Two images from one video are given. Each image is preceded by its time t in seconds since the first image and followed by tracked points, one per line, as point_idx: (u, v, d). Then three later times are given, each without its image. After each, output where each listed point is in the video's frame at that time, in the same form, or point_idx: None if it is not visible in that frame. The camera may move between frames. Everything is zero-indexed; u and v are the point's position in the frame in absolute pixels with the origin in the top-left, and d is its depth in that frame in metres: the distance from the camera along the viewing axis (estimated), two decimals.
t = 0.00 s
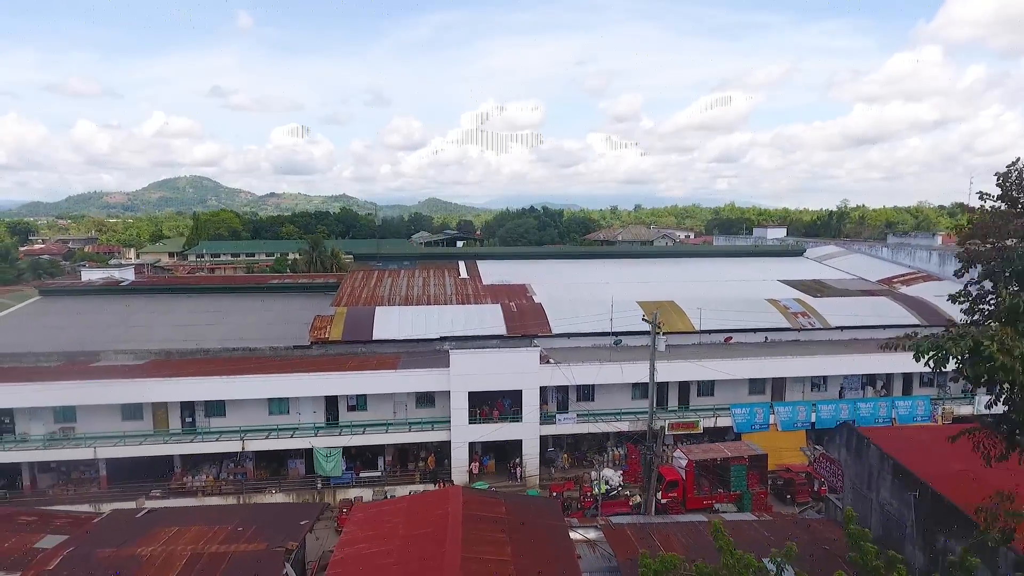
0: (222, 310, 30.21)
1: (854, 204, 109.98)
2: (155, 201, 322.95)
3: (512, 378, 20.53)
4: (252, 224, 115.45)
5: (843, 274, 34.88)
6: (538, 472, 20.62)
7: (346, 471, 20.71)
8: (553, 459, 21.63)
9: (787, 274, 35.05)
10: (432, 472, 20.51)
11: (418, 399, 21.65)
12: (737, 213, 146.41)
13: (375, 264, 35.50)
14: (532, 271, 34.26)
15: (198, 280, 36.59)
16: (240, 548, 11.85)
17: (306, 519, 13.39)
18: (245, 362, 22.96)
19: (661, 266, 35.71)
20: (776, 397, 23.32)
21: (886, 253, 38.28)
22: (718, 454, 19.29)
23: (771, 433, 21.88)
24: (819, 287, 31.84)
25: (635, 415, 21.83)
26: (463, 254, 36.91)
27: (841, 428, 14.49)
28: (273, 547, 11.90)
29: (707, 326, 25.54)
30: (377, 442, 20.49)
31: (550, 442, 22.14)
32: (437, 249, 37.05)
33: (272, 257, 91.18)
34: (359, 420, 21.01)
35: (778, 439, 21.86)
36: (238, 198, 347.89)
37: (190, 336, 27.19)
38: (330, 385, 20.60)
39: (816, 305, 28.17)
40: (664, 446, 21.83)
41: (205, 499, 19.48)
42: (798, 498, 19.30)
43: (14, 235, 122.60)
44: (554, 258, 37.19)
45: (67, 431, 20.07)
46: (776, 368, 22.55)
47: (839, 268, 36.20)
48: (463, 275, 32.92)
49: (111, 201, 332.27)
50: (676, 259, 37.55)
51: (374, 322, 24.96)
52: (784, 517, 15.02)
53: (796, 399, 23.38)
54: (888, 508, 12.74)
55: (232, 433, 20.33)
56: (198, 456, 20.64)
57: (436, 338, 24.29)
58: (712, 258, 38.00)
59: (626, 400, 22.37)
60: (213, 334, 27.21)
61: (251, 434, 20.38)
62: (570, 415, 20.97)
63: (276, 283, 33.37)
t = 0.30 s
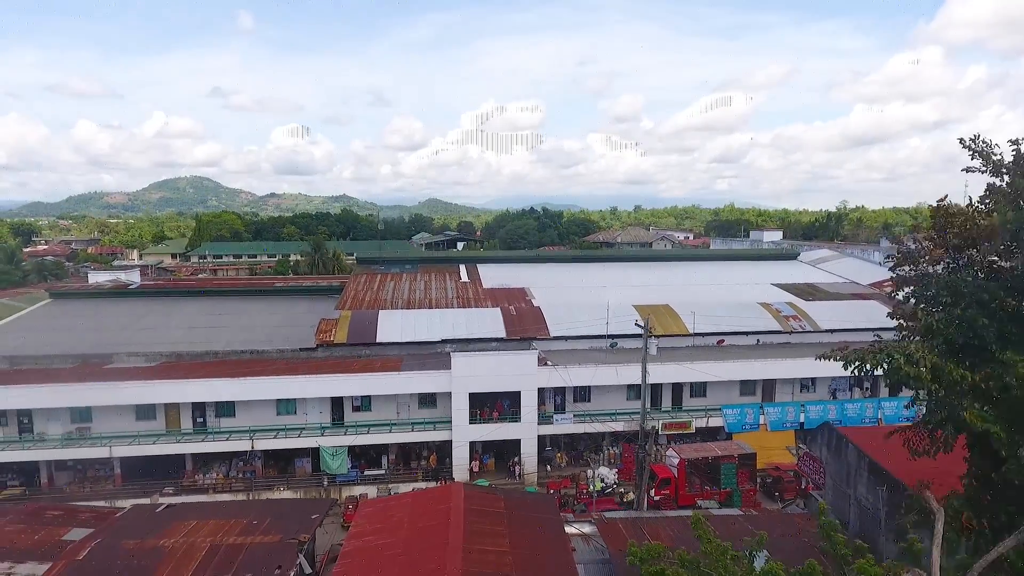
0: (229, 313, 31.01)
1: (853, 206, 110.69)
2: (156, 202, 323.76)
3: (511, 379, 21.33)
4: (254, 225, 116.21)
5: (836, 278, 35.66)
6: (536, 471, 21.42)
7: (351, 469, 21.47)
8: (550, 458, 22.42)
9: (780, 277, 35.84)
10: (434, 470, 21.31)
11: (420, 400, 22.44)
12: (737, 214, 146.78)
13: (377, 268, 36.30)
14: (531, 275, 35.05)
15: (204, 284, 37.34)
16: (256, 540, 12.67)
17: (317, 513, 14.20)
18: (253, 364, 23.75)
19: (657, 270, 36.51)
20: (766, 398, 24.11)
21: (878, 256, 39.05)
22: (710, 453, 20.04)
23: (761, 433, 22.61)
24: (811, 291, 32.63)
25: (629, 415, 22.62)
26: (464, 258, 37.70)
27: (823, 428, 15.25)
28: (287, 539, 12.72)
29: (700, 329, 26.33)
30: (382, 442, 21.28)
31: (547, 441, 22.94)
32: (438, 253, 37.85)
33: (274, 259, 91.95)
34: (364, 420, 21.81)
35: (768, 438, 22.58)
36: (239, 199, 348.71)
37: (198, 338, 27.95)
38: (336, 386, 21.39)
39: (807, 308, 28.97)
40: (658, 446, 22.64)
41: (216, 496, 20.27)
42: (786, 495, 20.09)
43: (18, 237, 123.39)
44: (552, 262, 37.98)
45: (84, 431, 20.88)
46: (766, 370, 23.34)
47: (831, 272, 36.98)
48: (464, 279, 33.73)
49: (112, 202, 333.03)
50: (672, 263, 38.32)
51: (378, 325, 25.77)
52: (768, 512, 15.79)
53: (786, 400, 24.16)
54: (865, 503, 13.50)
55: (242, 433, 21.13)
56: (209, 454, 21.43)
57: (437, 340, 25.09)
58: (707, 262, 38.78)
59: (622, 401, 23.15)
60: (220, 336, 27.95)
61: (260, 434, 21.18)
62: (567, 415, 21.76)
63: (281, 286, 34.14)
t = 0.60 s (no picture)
0: (235, 316, 31.83)
1: (850, 207, 111.40)
2: (157, 203, 324.54)
3: (510, 382, 22.12)
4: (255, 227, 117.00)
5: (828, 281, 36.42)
6: (534, 469, 22.24)
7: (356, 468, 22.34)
8: (548, 457, 23.22)
9: (774, 281, 36.62)
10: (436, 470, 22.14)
11: (422, 402, 23.22)
12: (736, 215, 147.53)
13: (379, 272, 37.11)
14: (529, 278, 35.85)
15: (209, 287, 38.13)
16: (270, 534, 13.49)
17: (326, 509, 15.01)
18: (261, 367, 24.55)
19: (653, 274, 37.30)
20: (757, 399, 24.89)
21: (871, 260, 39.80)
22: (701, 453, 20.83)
23: (751, 433, 23.40)
24: (804, 294, 33.41)
25: (624, 416, 23.41)
26: (465, 262, 38.50)
27: (806, 429, 16.06)
28: (299, 533, 13.55)
29: (694, 332, 27.12)
30: (385, 442, 22.09)
31: (545, 441, 23.72)
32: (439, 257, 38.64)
33: (276, 261, 92.74)
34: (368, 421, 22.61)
35: (758, 439, 23.35)
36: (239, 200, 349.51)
37: (206, 340, 28.76)
38: (341, 388, 22.17)
39: (798, 311, 29.74)
40: (652, 446, 23.43)
41: (226, 494, 21.09)
42: (774, 493, 20.86)
43: (21, 239, 124.20)
44: (551, 266, 38.78)
45: (99, 432, 21.70)
46: (757, 372, 24.11)
47: (824, 275, 37.76)
48: (464, 282, 34.53)
49: (113, 203, 333.84)
50: (668, 266, 39.10)
51: (380, 328, 26.56)
52: (754, 509, 16.54)
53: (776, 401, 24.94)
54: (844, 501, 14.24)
55: (250, 434, 21.92)
56: (219, 454, 22.25)
57: (439, 344, 25.90)
58: (703, 265, 39.57)
59: (617, 402, 23.94)
60: (228, 339, 28.72)
61: (267, 434, 21.97)
62: (564, 416, 22.57)
63: (286, 290, 34.95)
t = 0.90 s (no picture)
0: (242, 320, 32.65)
1: (848, 209, 112.14)
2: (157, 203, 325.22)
3: (509, 384, 22.94)
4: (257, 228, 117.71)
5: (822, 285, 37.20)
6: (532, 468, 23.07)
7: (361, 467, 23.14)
8: (546, 456, 24.04)
9: (768, 285, 37.40)
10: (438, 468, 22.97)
11: (425, 403, 24.03)
12: (734, 217, 148.08)
13: (382, 275, 37.92)
14: (529, 282, 36.64)
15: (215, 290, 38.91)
16: (283, 528, 14.32)
17: (334, 505, 15.85)
18: (268, 369, 25.36)
19: (650, 277, 38.08)
20: (748, 400, 25.70)
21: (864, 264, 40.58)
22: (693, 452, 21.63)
23: (742, 433, 24.11)
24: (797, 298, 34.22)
25: (620, 417, 24.23)
26: (465, 265, 39.29)
27: (791, 429, 16.85)
28: (310, 528, 14.37)
29: (688, 335, 27.93)
30: (389, 442, 22.91)
31: (544, 441, 24.54)
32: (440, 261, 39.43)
33: (278, 262, 93.49)
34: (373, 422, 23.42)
35: (748, 439, 24.04)
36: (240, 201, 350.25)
37: (214, 343, 29.57)
38: (346, 390, 22.98)
39: (791, 315, 30.54)
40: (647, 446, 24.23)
41: (236, 492, 21.91)
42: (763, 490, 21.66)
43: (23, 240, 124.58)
44: (550, 269, 39.57)
45: (113, 432, 22.52)
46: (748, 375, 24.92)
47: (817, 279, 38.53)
48: (465, 286, 35.33)
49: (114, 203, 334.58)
50: (665, 270, 39.89)
51: (384, 332, 27.37)
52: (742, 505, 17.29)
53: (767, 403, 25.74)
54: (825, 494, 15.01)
55: (259, 434, 22.74)
56: (229, 453, 23.07)
57: (441, 347, 26.72)
58: (699, 268, 40.36)
59: (613, 403, 24.75)
60: (235, 341, 29.53)
61: (276, 435, 22.78)
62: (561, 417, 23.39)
63: (291, 293, 35.75)
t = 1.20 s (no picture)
0: (249, 322, 33.49)
1: (846, 210, 112.84)
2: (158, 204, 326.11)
3: (509, 386, 23.77)
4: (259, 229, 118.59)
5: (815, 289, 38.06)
6: (531, 467, 23.92)
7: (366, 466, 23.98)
8: (545, 456, 24.87)
9: (763, 288, 38.21)
10: (441, 467, 23.85)
11: (427, 404, 24.86)
12: (733, 217, 148.84)
13: (385, 278, 38.76)
14: (528, 285, 37.49)
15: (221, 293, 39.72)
16: (295, 523, 15.15)
17: (343, 502, 16.68)
18: (276, 371, 26.20)
19: (647, 280, 38.92)
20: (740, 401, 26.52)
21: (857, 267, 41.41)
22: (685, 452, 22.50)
23: (734, 434, 24.82)
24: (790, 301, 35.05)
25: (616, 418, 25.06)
26: (466, 268, 40.11)
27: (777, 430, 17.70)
28: (320, 522, 15.20)
29: (683, 338, 28.74)
30: (393, 442, 23.75)
31: (542, 441, 25.37)
32: (441, 264, 40.27)
33: (280, 263, 94.32)
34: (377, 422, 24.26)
35: (740, 439, 24.73)
36: (240, 202, 351.26)
37: (221, 345, 30.39)
38: (352, 392, 23.81)
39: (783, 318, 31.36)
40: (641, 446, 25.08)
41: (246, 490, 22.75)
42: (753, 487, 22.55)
43: (26, 241, 125.55)
44: (548, 272, 40.40)
45: (127, 432, 23.36)
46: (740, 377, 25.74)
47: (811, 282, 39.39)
48: (465, 289, 36.18)
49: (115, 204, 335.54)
50: (662, 273, 40.70)
51: (387, 335, 28.19)
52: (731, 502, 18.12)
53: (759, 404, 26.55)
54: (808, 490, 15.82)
55: (267, 434, 23.56)
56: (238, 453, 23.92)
57: (442, 349, 27.55)
58: (695, 272, 41.19)
59: (609, 404, 25.57)
60: (242, 344, 30.34)
61: (283, 435, 23.60)
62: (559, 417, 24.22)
63: (295, 296, 36.59)
